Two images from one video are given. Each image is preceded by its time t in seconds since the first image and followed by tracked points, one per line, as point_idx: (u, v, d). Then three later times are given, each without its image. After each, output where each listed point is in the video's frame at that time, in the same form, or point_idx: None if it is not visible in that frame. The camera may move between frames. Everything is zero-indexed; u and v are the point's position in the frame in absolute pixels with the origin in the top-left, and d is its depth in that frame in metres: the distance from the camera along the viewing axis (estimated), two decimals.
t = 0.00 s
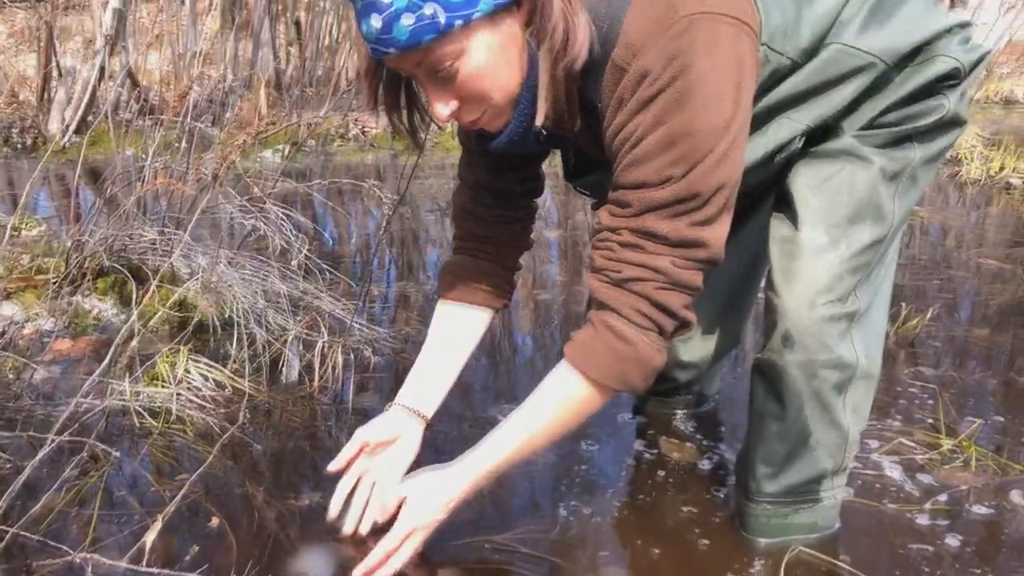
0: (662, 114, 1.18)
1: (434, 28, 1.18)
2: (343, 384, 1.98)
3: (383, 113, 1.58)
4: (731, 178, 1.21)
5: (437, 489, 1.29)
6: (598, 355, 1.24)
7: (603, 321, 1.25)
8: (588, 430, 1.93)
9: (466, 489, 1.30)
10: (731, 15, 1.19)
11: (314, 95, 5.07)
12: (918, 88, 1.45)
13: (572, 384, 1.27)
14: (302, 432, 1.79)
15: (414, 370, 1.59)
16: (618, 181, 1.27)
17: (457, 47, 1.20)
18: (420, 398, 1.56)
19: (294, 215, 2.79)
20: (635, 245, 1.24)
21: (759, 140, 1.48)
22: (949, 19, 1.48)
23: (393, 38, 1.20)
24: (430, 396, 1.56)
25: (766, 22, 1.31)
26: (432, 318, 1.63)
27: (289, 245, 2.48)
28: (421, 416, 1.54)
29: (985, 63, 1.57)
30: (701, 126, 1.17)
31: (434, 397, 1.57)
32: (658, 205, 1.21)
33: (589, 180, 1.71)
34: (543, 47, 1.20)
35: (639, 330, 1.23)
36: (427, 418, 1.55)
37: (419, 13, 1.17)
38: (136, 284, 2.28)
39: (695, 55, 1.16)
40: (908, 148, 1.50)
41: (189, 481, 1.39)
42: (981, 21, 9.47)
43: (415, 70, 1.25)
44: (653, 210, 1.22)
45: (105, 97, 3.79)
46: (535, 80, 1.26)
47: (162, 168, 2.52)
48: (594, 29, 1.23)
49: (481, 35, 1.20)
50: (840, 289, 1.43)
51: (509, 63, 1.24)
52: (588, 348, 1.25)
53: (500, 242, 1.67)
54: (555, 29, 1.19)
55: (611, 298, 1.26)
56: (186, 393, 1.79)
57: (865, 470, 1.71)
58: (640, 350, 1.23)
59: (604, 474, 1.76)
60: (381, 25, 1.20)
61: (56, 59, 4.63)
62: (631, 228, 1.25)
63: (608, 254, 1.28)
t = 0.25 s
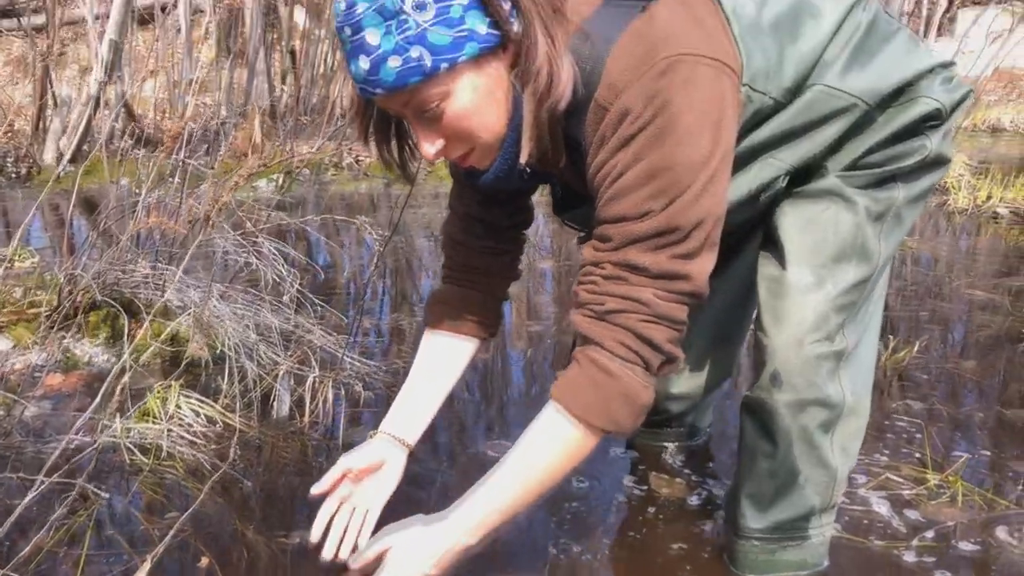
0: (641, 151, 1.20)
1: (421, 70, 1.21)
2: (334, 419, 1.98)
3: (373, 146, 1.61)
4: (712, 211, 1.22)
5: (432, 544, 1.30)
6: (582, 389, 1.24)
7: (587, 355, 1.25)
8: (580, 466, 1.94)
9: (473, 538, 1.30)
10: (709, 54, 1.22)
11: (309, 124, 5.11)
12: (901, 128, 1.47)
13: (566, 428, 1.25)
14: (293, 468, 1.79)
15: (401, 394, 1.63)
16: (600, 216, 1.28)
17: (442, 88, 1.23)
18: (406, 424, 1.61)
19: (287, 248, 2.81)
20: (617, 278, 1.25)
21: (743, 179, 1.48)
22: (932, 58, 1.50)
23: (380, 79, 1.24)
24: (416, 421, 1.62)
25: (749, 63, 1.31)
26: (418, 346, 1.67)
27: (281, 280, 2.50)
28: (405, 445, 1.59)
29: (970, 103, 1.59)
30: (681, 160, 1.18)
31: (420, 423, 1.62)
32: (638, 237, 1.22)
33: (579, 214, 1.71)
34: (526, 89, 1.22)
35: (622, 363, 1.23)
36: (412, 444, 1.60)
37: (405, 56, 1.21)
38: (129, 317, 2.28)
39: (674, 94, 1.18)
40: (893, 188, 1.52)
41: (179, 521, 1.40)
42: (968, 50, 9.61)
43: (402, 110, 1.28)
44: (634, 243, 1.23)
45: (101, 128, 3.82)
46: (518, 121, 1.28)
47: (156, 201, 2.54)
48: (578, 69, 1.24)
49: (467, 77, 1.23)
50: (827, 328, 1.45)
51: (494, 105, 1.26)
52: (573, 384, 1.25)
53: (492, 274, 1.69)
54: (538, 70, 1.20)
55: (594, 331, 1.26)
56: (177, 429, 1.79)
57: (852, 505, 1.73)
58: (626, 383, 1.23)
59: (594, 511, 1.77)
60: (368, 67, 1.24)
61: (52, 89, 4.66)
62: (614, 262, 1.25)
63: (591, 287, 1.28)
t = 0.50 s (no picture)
0: (627, 182, 1.20)
1: (410, 96, 1.24)
2: (324, 451, 1.98)
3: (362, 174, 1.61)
4: (703, 239, 1.20)
5: None
6: (581, 428, 1.21)
7: (584, 392, 1.23)
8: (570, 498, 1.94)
9: None
10: (695, 85, 1.23)
11: (303, 150, 5.13)
12: (887, 163, 1.49)
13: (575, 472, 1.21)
14: (282, 501, 1.78)
15: (395, 423, 1.64)
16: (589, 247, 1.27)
17: (431, 114, 1.25)
18: (399, 453, 1.62)
19: (279, 278, 2.81)
20: (610, 309, 1.24)
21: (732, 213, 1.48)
22: (918, 94, 1.52)
23: (370, 106, 1.27)
24: (409, 451, 1.63)
25: (735, 96, 1.32)
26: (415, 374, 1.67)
27: (272, 310, 2.50)
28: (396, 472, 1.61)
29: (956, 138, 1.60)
30: (669, 187, 1.17)
31: (413, 451, 1.63)
32: (627, 266, 1.21)
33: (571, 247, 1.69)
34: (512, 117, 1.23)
35: (621, 398, 1.21)
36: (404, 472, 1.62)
37: (394, 82, 1.24)
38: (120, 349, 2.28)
39: (662, 123, 1.18)
40: (881, 224, 1.53)
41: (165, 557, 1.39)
42: (957, 78, 9.72)
43: (390, 135, 1.31)
44: (624, 274, 1.22)
45: (95, 154, 3.83)
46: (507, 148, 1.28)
47: (148, 231, 2.55)
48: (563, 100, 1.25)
49: (456, 104, 1.26)
50: (816, 364, 1.45)
51: (484, 132, 1.28)
52: (572, 424, 1.22)
53: (488, 303, 1.69)
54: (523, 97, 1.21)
55: (590, 367, 1.24)
56: (166, 463, 1.78)
57: (842, 538, 1.72)
58: (625, 417, 1.20)
59: (584, 544, 1.77)
60: (357, 94, 1.28)
61: (47, 116, 4.68)
62: (605, 293, 1.24)
63: (584, 321, 1.27)
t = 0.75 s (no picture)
0: (628, 189, 1.17)
1: (422, 76, 1.23)
2: (317, 473, 1.97)
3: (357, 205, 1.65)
4: (706, 242, 1.17)
5: None
6: (588, 441, 1.17)
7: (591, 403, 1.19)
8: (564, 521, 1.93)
9: None
10: (694, 95, 1.22)
11: (298, 169, 5.14)
12: (881, 183, 1.49)
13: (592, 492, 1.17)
14: (273, 525, 1.77)
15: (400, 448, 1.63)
16: (592, 255, 1.24)
17: (443, 96, 1.25)
18: (404, 473, 1.60)
19: (273, 299, 2.81)
20: (612, 316, 1.20)
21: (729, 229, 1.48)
22: (910, 113, 1.53)
23: (380, 90, 1.26)
24: (415, 469, 1.60)
25: (733, 109, 1.32)
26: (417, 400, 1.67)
27: (266, 332, 2.49)
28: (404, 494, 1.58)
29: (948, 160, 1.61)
30: (670, 194, 1.15)
31: (420, 469, 1.60)
32: (629, 271, 1.17)
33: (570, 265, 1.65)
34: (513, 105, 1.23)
35: (627, 409, 1.16)
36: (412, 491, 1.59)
37: (406, 65, 1.24)
38: (111, 371, 2.27)
39: (664, 129, 1.17)
40: (875, 246, 1.52)
41: None
42: (949, 98, 9.78)
43: (398, 125, 1.29)
44: (626, 279, 1.18)
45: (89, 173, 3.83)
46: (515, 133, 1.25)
47: (141, 253, 2.55)
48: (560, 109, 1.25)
49: (467, 88, 1.25)
50: (812, 387, 1.45)
51: (495, 119, 1.27)
52: (582, 437, 1.18)
53: (487, 321, 1.69)
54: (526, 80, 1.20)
55: (596, 379, 1.20)
56: (156, 486, 1.78)
57: (838, 561, 1.71)
58: (629, 428, 1.15)
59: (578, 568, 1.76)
60: (368, 81, 1.27)
61: (42, 135, 4.69)
62: (606, 301, 1.21)
63: (587, 330, 1.24)
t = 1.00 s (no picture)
0: (627, 204, 1.17)
1: (420, 92, 1.24)
2: (307, 492, 1.96)
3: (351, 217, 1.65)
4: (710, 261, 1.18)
5: None
6: (623, 453, 1.16)
7: (626, 417, 1.18)
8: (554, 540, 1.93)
9: None
10: (688, 110, 1.23)
11: (292, 185, 5.14)
12: (868, 201, 1.50)
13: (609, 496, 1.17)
14: (263, 545, 1.76)
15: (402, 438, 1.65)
16: (601, 273, 1.22)
17: (441, 110, 1.25)
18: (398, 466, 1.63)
19: (264, 316, 2.81)
20: (635, 333, 1.19)
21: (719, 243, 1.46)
22: (895, 132, 1.55)
23: (379, 106, 1.26)
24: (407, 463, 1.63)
25: (724, 124, 1.33)
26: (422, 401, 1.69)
27: (257, 350, 2.49)
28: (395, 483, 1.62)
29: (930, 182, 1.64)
30: (670, 208, 1.15)
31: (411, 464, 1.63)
32: (648, 290, 1.17)
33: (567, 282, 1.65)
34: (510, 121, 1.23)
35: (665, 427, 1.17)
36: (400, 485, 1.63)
37: (404, 80, 1.25)
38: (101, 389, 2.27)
39: (660, 144, 1.17)
40: (861, 265, 1.54)
41: None
42: (939, 114, 9.85)
43: (396, 140, 1.29)
44: (646, 296, 1.17)
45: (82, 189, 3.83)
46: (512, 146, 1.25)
47: (132, 270, 2.54)
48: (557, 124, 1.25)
49: (465, 102, 1.26)
50: (801, 406, 1.45)
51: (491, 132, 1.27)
52: (613, 446, 1.17)
53: (488, 335, 1.71)
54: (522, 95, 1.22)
55: (623, 396, 1.19)
56: (145, 505, 1.77)
57: None
58: (668, 444, 1.16)
59: None
60: (365, 97, 1.28)
61: (35, 152, 4.69)
62: (628, 318, 1.20)
63: (608, 349, 1.22)
